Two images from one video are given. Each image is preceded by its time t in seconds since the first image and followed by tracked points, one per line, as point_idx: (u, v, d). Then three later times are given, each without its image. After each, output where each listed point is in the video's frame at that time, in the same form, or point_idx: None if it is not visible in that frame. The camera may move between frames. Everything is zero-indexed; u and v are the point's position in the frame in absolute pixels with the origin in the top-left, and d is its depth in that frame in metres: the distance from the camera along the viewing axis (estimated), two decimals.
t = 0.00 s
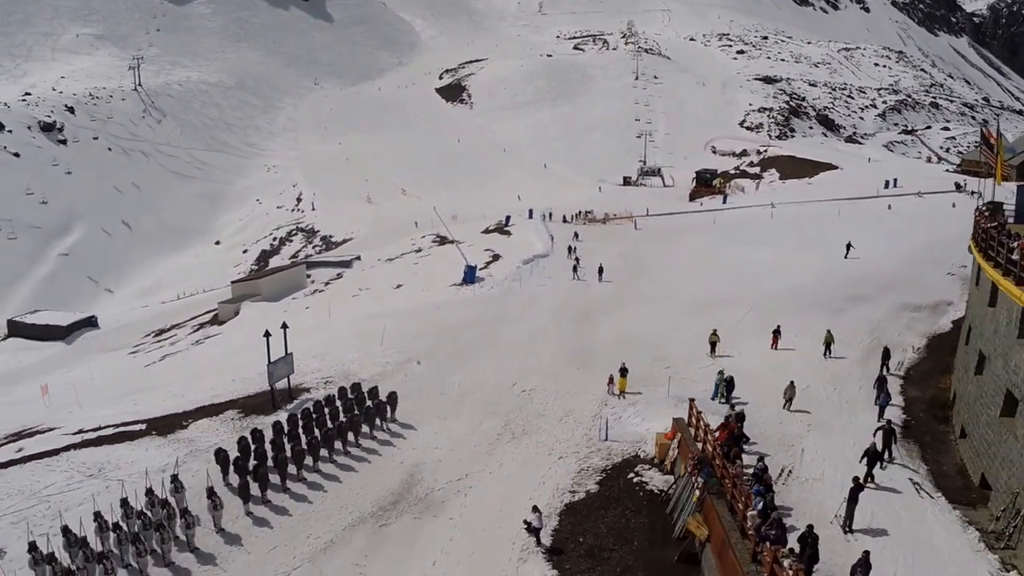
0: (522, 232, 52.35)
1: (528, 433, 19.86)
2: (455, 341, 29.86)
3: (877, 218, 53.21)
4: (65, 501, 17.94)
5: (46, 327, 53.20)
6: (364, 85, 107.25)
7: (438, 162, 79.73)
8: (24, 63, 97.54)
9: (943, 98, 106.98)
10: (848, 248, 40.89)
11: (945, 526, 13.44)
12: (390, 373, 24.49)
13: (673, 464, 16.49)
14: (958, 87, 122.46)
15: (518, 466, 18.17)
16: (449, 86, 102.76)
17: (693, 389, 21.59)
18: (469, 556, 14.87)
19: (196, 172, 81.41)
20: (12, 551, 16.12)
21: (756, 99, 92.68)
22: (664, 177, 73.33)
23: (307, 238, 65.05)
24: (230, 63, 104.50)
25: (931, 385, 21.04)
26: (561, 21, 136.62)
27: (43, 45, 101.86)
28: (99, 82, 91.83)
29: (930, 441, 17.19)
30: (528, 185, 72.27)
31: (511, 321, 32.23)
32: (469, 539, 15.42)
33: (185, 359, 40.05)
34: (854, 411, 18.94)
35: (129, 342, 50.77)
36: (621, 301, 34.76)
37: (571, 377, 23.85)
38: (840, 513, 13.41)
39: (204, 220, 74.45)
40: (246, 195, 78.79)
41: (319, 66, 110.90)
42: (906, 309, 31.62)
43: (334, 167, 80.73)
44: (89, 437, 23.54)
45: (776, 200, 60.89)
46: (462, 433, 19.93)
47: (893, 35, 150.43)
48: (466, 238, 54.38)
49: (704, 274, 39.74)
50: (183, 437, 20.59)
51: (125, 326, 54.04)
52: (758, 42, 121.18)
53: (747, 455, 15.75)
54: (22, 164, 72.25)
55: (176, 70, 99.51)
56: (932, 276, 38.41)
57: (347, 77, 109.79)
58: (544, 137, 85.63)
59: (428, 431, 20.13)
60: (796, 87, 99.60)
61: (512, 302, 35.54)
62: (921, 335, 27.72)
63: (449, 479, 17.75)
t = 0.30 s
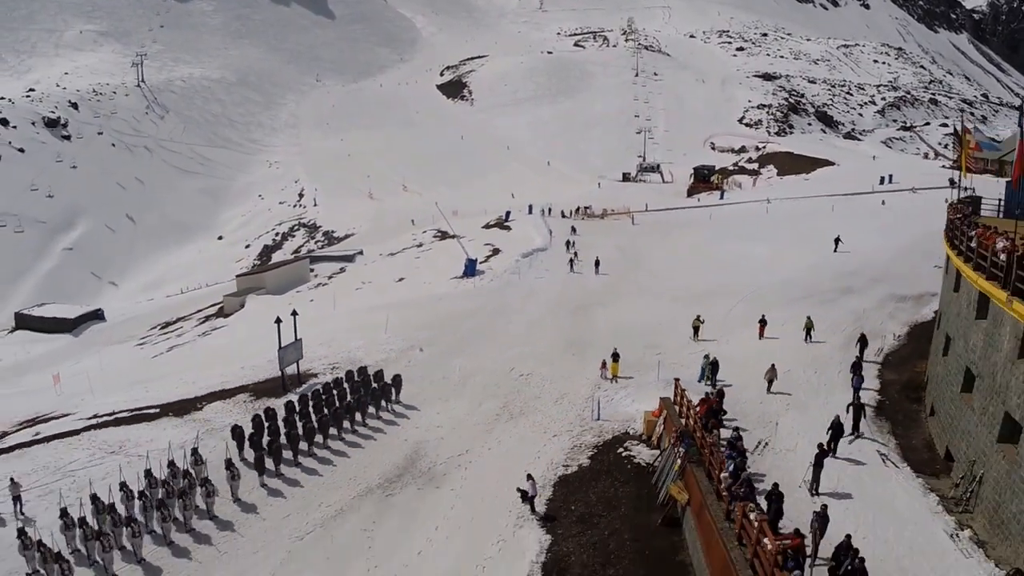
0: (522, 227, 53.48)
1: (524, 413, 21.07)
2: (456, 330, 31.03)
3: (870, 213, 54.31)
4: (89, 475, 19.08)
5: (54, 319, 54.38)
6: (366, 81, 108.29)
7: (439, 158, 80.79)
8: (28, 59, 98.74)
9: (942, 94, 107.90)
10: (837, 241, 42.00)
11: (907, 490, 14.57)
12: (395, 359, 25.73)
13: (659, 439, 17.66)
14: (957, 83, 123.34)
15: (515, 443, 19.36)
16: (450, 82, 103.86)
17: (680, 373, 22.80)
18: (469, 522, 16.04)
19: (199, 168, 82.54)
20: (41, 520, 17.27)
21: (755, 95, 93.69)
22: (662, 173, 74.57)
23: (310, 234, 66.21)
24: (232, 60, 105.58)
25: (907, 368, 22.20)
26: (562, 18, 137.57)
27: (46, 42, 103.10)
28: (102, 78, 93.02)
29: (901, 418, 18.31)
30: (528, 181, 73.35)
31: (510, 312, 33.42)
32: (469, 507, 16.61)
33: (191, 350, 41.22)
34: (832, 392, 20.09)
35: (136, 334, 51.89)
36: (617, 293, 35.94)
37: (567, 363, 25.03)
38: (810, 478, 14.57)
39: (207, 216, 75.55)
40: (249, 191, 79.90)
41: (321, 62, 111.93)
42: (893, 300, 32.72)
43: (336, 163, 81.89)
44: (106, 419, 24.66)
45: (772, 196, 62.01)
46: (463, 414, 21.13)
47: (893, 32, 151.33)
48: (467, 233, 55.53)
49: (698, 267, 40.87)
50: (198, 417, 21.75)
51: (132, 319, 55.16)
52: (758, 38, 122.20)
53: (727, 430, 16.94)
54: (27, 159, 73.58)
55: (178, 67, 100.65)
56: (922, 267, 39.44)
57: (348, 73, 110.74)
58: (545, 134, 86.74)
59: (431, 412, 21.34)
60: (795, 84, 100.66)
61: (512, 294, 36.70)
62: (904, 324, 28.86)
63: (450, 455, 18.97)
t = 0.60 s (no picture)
0: (521, 222, 54.57)
1: (522, 395, 22.31)
2: (455, 320, 32.18)
3: (864, 208, 55.36)
4: (110, 451, 20.28)
5: (63, 312, 55.55)
6: (367, 78, 109.22)
7: (440, 155, 81.80)
8: (29, 55, 99.89)
9: (941, 91, 108.78)
10: (826, 235, 43.10)
11: (874, 459, 15.53)
12: (398, 347, 26.93)
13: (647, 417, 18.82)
14: (956, 80, 124.14)
15: (511, 423, 20.57)
16: (451, 79, 104.81)
17: (668, 359, 23.98)
18: (470, 493, 17.21)
19: (201, 164, 83.65)
20: (70, 490, 18.48)
21: (754, 92, 94.59)
22: (661, 169, 75.59)
23: (312, 229, 67.32)
24: (233, 56, 106.63)
25: (885, 353, 23.31)
26: (562, 14, 138.46)
27: (47, 38, 104.36)
28: (104, 74, 94.20)
29: (875, 397, 19.47)
30: (527, 178, 74.36)
31: (508, 303, 34.56)
32: (470, 479, 17.80)
33: (198, 341, 42.37)
34: (811, 374, 21.26)
35: (143, 326, 53.00)
36: (612, 285, 37.11)
37: (562, 349, 26.20)
38: (784, 449, 15.58)
39: (209, 211, 76.71)
40: (250, 186, 81.01)
41: (322, 59, 112.87)
42: (879, 291, 33.81)
43: (338, 160, 82.97)
44: (121, 403, 25.82)
45: (768, 192, 63.02)
46: (463, 396, 22.36)
47: (893, 29, 152.07)
48: (467, 229, 56.59)
49: (692, 260, 41.93)
50: (212, 399, 22.93)
51: (138, 312, 56.27)
52: (757, 35, 123.10)
53: (710, 407, 18.13)
54: (30, 155, 74.92)
55: (179, 63, 101.80)
56: (911, 260, 40.46)
57: (349, 70, 111.60)
58: (545, 130, 87.76)
59: (434, 395, 22.56)
60: (794, 81, 101.64)
61: (510, 286, 37.82)
62: (887, 314, 29.98)
63: (452, 433, 20.20)
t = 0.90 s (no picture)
0: (521, 217, 55.62)
1: (518, 379, 23.53)
2: (455, 311, 33.31)
3: (857, 204, 56.38)
4: (129, 429, 21.38)
5: (70, 305, 56.70)
6: (369, 74, 110.16)
7: (441, 152, 82.89)
8: (32, 52, 101.16)
9: (939, 89, 109.66)
10: (816, 230, 44.23)
11: (845, 432, 16.56)
12: (401, 335, 28.09)
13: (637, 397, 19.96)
14: (955, 78, 125.02)
15: (508, 404, 21.77)
16: (452, 76, 105.79)
17: (658, 346, 25.14)
18: (469, 467, 18.34)
19: (204, 160, 84.78)
20: (93, 464, 19.58)
21: (753, 90, 95.48)
22: (660, 166, 76.52)
23: (314, 225, 68.43)
24: (235, 53, 107.78)
25: (866, 339, 24.44)
26: (563, 12, 139.40)
27: (50, 35, 105.67)
28: (107, 71, 95.41)
29: (852, 378, 20.60)
30: (528, 175, 75.36)
31: (506, 295, 35.66)
32: (469, 455, 18.95)
33: (204, 333, 43.48)
34: (792, 359, 22.41)
35: (149, 319, 54.06)
36: (607, 277, 38.21)
37: (557, 337, 27.36)
38: (760, 423, 16.64)
39: (212, 207, 77.85)
40: (252, 182, 82.16)
41: (323, 56, 113.85)
42: (867, 283, 34.86)
43: (340, 156, 84.06)
44: (136, 388, 26.97)
45: (763, 188, 64.03)
46: (463, 381, 23.55)
47: (893, 26, 152.88)
48: (468, 224, 57.61)
49: (686, 254, 43.00)
50: (225, 382, 24.07)
51: (144, 305, 57.36)
52: (757, 33, 124.05)
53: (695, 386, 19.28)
54: (35, 152, 76.32)
55: (182, 60, 103.03)
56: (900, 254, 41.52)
57: (351, 66, 112.51)
58: (545, 128, 88.75)
59: (435, 380, 23.76)
60: (793, 79, 102.58)
61: (509, 279, 38.91)
62: (872, 305, 31.07)
63: (453, 413, 21.41)
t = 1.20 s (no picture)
0: (520, 213, 56.71)
1: (516, 363, 24.77)
2: (455, 301, 34.38)
3: (850, 201, 57.49)
4: (144, 409, 22.39)
5: (77, 298, 57.74)
6: (371, 71, 111.16)
7: (441, 150, 84.00)
8: (36, 49, 102.27)
9: (936, 88, 110.79)
10: (806, 226, 45.34)
11: (821, 408, 17.61)
12: (403, 324, 29.29)
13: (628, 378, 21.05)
14: (952, 77, 126.19)
15: (505, 388, 22.88)
16: (454, 74, 106.92)
17: (648, 334, 26.34)
18: (468, 445, 19.42)
19: (207, 157, 85.88)
20: (112, 441, 20.56)
21: (751, 88, 96.47)
22: (658, 163, 77.49)
23: (316, 221, 69.58)
24: (238, 50, 108.85)
25: (847, 327, 25.60)
26: (564, 10, 140.51)
27: (55, 32, 106.78)
28: (111, 68, 96.48)
29: (832, 361, 21.71)
30: (528, 172, 76.40)
31: (505, 286, 36.74)
32: (467, 434, 20.03)
33: (209, 324, 44.52)
34: (774, 344, 23.61)
35: (156, 311, 55.05)
36: (603, 270, 39.32)
37: (554, 325, 28.51)
38: (740, 399, 17.72)
39: (215, 202, 78.93)
40: (255, 179, 83.19)
41: (326, 53, 114.88)
42: (854, 275, 36.03)
43: (342, 153, 85.22)
44: (148, 372, 28.02)
45: (759, 185, 65.07)
46: (463, 366, 24.73)
47: (891, 26, 154.01)
48: (468, 219, 58.72)
49: (681, 249, 44.05)
50: (235, 366, 25.17)
51: (150, 299, 58.35)
52: (756, 32, 125.12)
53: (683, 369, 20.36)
54: (40, 148, 77.50)
55: (185, 57, 104.14)
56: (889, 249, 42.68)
57: (353, 64, 113.51)
58: (545, 125, 89.84)
59: (436, 364, 24.94)
60: (791, 77, 103.60)
61: (507, 271, 40.00)
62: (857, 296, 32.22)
63: (454, 395, 22.61)
